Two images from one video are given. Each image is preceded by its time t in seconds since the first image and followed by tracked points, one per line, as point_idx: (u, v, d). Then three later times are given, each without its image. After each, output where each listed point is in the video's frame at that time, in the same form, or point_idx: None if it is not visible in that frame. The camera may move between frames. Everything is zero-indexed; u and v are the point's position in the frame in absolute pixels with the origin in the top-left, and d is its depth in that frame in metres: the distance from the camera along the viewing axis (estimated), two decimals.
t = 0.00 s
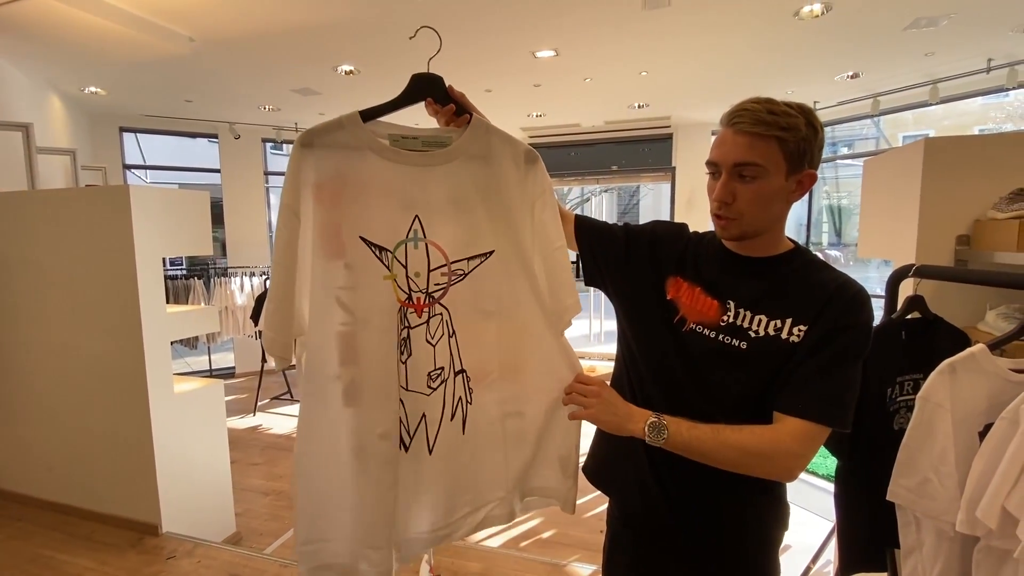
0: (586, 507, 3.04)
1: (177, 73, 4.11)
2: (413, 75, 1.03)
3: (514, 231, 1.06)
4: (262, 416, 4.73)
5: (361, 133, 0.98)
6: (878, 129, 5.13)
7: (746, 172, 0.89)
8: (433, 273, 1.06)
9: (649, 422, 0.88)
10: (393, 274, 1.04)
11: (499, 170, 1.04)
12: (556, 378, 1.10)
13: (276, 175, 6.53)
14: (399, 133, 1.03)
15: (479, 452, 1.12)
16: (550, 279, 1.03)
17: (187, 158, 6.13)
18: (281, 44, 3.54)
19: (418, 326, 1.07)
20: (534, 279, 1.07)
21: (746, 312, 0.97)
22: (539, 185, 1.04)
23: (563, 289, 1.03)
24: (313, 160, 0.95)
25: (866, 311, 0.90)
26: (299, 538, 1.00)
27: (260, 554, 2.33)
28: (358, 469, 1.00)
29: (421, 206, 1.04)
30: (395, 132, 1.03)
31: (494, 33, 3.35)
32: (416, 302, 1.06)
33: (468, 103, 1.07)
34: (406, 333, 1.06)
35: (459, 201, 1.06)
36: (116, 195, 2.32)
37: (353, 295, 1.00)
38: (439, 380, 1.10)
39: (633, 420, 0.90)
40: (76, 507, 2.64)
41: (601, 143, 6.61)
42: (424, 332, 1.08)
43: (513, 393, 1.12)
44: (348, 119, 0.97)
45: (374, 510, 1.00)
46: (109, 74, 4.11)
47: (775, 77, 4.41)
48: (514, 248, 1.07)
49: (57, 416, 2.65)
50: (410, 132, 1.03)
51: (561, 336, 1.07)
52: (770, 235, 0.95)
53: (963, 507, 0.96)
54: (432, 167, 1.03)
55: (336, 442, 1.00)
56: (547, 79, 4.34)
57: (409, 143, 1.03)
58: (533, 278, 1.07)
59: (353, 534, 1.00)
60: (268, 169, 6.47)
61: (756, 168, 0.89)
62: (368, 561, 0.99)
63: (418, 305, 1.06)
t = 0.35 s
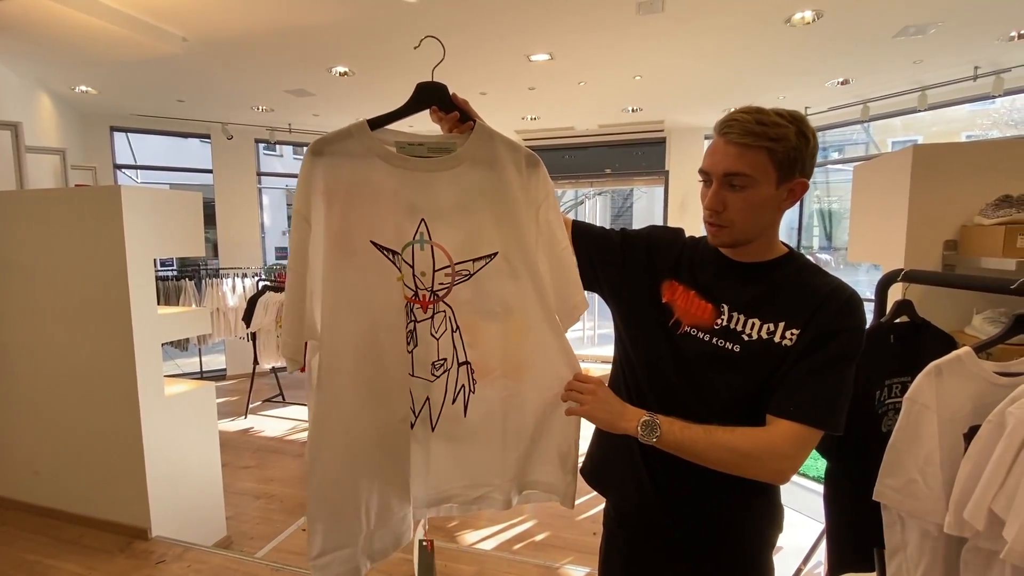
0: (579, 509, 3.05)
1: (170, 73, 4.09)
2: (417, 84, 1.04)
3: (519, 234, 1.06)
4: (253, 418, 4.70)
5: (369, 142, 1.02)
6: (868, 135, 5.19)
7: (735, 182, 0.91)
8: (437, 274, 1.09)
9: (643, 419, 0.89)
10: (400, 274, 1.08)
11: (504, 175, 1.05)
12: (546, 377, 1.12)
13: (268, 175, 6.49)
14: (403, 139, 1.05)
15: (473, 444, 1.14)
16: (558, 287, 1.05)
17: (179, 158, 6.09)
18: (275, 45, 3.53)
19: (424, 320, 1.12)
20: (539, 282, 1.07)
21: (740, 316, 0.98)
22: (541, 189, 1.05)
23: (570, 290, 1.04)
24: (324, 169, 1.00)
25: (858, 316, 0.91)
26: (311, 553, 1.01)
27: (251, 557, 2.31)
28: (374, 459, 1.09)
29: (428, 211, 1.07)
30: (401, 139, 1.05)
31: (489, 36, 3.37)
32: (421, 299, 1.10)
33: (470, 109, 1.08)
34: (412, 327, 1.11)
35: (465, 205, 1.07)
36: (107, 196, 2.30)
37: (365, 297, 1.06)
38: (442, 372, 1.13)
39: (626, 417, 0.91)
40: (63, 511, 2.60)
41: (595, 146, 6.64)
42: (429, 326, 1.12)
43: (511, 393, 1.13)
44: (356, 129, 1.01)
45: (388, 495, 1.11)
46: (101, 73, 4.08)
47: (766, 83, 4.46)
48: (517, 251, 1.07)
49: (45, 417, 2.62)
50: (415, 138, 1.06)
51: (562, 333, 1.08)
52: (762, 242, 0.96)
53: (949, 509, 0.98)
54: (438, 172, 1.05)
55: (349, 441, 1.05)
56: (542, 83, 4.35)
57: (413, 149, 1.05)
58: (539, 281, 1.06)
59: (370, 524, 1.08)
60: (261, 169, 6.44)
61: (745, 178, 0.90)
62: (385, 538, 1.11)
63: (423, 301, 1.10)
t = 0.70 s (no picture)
0: (573, 511, 3.05)
1: (162, 71, 4.05)
2: (427, 83, 1.03)
3: (526, 232, 1.06)
4: (246, 420, 4.66)
5: (379, 141, 1.02)
6: (860, 139, 5.23)
7: (728, 182, 0.91)
8: (448, 271, 1.09)
9: (637, 420, 0.90)
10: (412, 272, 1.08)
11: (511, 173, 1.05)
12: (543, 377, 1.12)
13: (262, 175, 6.46)
14: (413, 139, 1.06)
15: (473, 447, 1.15)
16: (563, 279, 1.04)
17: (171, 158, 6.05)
18: (270, 44, 3.52)
19: (435, 317, 1.12)
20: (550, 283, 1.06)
21: (733, 317, 0.98)
22: (546, 185, 1.04)
23: (576, 285, 1.03)
24: (334, 170, 1.00)
25: (851, 319, 0.91)
26: (335, 535, 1.03)
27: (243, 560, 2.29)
28: (388, 459, 1.08)
29: (439, 210, 1.08)
30: (412, 140, 1.06)
31: (485, 38, 3.37)
32: (432, 296, 1.10)
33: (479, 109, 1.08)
34: (423, 323, 1.11)
35: (473, 203, 1.08)
36: (98, 195, 2.28)
37: (378, 296, 1.06)
38: (453, 367, 1.13)
39: (621, 418, 0.92)
40: (52, 514, 2.57)
41: (590, 148, 6.66)
42: (440, 323, 1.12)
43: (514, 394, 1.12)
44: (366, 129, 1.02)
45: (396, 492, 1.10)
46: (92, 71, 4.04)
47: (760, 87, 4.49)
48: (525, 248, 1.07)
49: (35, 419, 2.59)
50: (426, 139, 1.06)
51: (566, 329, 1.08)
52: (757, 244, 0.97)
53: (943, 512, 0.99)
54: (447, 172, 1.06)
55: (370, 433, 1.06)
56: (537, 84, 4.36)
57: (423, 150, 1.06)
58: (544, 278, 1.06)
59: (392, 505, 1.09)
60: (255, 169, 6.40)
61: (739, 178, 0.91)
62: (405, 517, 1.11)
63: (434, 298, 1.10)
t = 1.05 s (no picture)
0: (567, 511, 3.05)
1: (155, 70, 4.02)
2: (421, 82, 1.04)
3: (520, 230, 1.07)
4: (239, 421, 4.64)
5: (377, 139, 1.02)
6: (853, 141, 5.26)
7: (717, 182, 0.91)
8: (450, 272, 1.09)
9: (634, 407, 0.90)
10: (411, 273, 1.07)
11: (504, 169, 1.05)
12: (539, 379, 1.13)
13: (256, 175, 6.42)
14: (409, 138, 1.06)
15: (466, 457, 1.12)
16: (554, 274, 1.04)
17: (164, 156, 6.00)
18: (263, 43, 3.50)
19: (436, 320, 1.10)
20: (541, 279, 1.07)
21: (722, 319, 0.99)
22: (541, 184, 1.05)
23: (565, 282, 1.04)
24: (331, 170, 1.00)
25: (841, 320, 0.91)
26: (327, 536, 1.02)
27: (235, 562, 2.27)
28: (381, 465, 1.06)
29: (438, 209, 1.08)
30: (409, 139, 1.06)
31: (480, 38, 3.36)
32: (434, 298, 1.09)
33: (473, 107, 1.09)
34: (425, 327, 1.09)
35: (470, 201, 1.08)
36: (89, 193, 2.25)
37: (376, 297, 1.05)
38: (457, 372, 1.12)
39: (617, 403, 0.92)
40: (41, 516, 2.54)
41: (585, 149, 6.66)
42: (442, 326, 1.11)
43: (512, 393, 1.13)
44: (363, 127, 1.01)
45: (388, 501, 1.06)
46: (83, 69, 4.01)
47: (754, 89, 4.50)
48: (519, 245, 1.07)
49: (24, 419, 2.56)
50: (422, 137, 1.07)
51: (555, 329, 1.08)
52: (748, 241, 0.97)
53: (938, 512, 0.99)
54: (444, 171, 1.06)
55: (360, 435, 1.05)
56: (533, 85, 4.35)
57: (419, 148, 1.06)
58: (538, 275, 1.07)
59: (387, 514, 1.06)
60: (248, 169, 6.36)
61: (728, 178, 0.91)
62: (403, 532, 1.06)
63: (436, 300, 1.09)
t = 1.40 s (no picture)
0: (562, 511, 3.05)
1: (148, 67, 3.99)
2: (424, 79, 1.04)
3: (510, 230, 1.13)
4: (232, 421, 4.61)
5: (378, 133, 1.02)
6: (846, 142, 5.29)
7: (704, 179, 0.91)
8: (447, 272, 1.09)
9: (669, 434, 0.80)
10: (411, 271, 1.06)
11: (503, 172, 1.11)
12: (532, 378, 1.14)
13: (250, 174, 6.39)
14: (408, 135, 1.07)
15: (465, 461, 1.12)
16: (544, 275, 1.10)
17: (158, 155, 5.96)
18: (256, 42, 3.47)
19: (434, 322, 1.09)
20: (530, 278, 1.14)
21: (711, 317, 0.99)
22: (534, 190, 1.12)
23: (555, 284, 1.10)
24: (331, 160, 0.98)
25: (829, 323, 0.91)
26: (328, 541, 1.03)
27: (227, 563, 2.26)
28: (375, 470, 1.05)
29: (436, 207, 1.07)
30: (408, 136, 1.07)
31: (475, 38, 3.36)
32: (432, 298, 1.09)
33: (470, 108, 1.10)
34: (422, 329, 1.08)
35: (468, 199, 1.08)
36: (80, 192, 2.23)
37: (375, 296, 1.04)
38: (453, 376, 1.11)
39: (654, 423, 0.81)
40: (31, 518, 2.52)
41: (580, 149, 6.67)
42: (439, 329, 1.10)
43: (498, 394, 1.14)
44: (365, 120, 1.01)
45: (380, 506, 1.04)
46: (74, 67, 3.97)
47: (749, 90, 4.52)
48: (516, 244, 1.13)
49: (14, 419, 2.54)
50: (422, 135, 1.08)
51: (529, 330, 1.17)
52: (734, 239, 0.97)
53: (927, 510, 1.00)
54: (443, 169, 1.06)
55: (360, 438, 1.04)
56: (528, 85, 4.35)
57: (419, 147, 1.07)
58: (523, 275, 1.14)
59: (382, 528, 1.04)
60: (242, 168, 6.33)
61: (714, 176, 0.91)
62: (398, 552, 1.03)
63: (433, 301, 1.09)
